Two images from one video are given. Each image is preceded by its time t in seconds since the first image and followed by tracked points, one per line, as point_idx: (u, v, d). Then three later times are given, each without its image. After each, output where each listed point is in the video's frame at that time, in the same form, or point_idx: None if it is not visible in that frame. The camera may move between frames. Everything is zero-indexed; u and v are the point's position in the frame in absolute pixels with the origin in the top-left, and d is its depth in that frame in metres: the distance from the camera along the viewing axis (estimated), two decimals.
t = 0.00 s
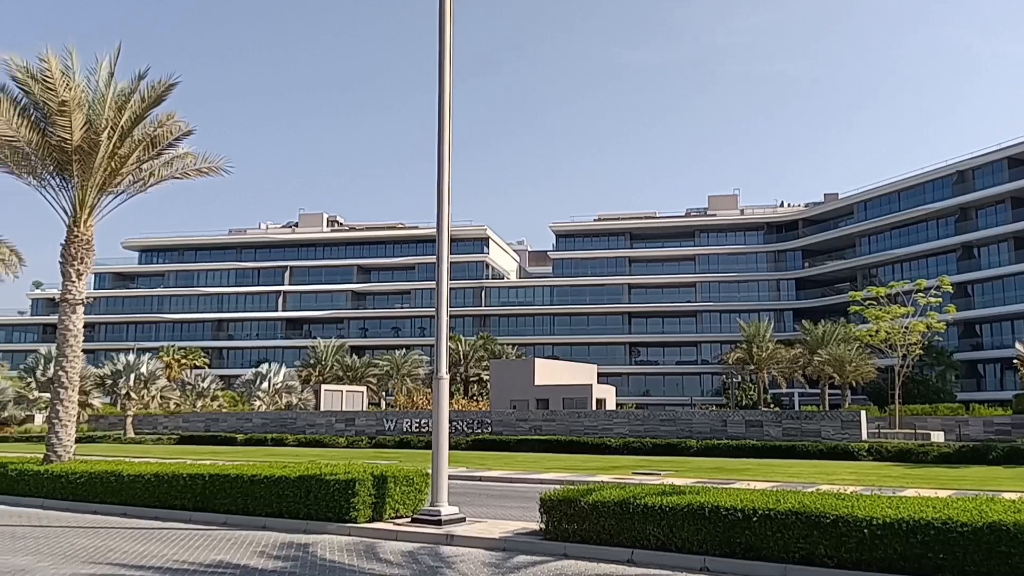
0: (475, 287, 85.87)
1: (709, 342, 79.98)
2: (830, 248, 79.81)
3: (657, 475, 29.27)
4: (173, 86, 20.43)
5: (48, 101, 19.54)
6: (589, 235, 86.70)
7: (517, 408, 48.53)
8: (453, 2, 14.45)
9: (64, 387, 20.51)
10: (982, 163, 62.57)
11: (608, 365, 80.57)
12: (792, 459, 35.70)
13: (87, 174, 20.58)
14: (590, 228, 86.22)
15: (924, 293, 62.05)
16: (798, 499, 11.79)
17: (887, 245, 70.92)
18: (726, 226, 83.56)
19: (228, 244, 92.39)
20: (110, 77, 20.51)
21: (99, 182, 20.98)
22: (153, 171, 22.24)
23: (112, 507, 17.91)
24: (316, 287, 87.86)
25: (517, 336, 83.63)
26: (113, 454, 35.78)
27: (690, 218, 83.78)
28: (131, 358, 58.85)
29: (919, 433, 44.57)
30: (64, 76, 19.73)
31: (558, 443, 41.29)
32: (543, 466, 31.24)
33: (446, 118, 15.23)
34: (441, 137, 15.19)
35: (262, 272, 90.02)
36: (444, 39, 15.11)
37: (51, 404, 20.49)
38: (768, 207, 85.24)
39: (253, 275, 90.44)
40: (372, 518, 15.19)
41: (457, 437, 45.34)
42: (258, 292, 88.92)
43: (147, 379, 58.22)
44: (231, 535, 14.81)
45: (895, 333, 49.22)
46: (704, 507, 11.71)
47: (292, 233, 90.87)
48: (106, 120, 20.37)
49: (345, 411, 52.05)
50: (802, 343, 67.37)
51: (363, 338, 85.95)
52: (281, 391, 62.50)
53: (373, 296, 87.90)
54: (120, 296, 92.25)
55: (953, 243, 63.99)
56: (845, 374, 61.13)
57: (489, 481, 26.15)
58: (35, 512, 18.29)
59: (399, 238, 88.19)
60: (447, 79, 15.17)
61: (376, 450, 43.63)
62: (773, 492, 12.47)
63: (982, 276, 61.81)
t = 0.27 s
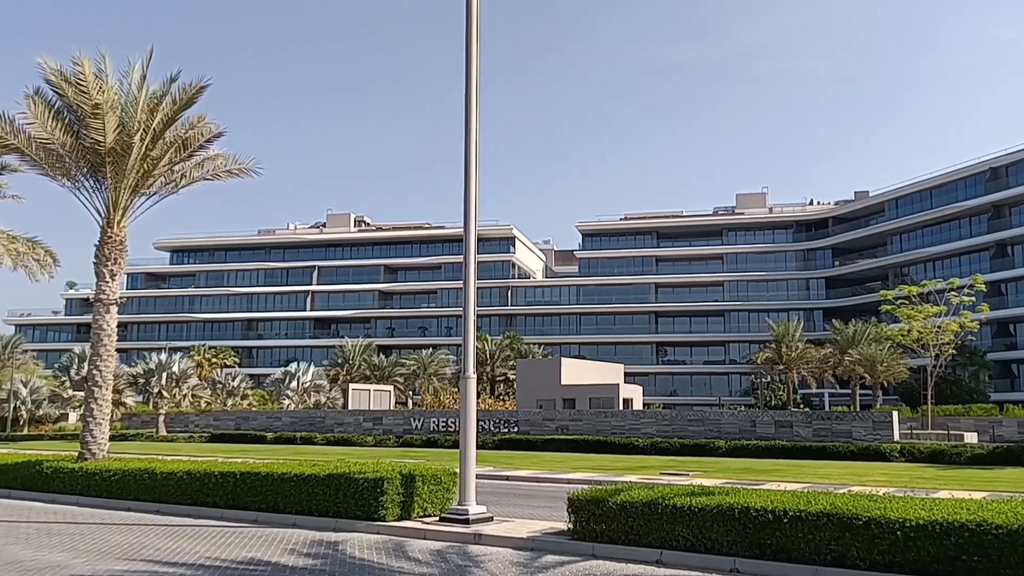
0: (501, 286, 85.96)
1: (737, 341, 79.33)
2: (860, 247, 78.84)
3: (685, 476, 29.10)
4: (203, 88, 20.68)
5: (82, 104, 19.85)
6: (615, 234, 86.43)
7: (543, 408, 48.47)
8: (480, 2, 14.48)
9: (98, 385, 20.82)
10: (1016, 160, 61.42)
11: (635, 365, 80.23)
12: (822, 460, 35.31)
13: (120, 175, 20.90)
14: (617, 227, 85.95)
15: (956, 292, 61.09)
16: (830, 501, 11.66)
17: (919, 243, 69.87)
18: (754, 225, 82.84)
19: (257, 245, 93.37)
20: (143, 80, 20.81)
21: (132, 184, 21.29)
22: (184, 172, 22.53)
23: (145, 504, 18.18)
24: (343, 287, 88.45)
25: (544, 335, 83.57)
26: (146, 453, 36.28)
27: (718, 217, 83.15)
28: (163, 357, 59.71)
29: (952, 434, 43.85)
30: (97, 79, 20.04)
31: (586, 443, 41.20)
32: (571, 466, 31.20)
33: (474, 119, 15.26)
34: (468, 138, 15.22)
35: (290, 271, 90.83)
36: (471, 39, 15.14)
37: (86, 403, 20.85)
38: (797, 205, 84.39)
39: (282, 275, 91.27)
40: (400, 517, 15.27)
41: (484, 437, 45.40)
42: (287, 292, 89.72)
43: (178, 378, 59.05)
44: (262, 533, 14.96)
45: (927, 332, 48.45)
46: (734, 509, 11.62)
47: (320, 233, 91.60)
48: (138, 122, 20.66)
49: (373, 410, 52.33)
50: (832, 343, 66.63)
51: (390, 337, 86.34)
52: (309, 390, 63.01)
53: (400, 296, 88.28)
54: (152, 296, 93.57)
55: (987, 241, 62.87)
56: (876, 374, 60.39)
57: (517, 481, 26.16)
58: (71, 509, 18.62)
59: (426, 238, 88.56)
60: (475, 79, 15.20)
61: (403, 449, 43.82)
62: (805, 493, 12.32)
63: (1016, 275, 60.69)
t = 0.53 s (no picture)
0: (530, 286, 85.95)
1: (769, 340, 78.51)
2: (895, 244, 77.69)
3: (717, 476, 28.89)
4: (236, 91, 20.92)
5: (118, 109, 20.19)
6: (645, 233, 86.05)
7: (573, 407, 48.35)
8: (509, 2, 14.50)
9: (134, 384, 21.15)
10: None
11: (665, 365, 79.76)
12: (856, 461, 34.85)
13: (155, 178, 21.23)
14: (646, 226, 85.55)
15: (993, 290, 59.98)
16: (865, 501, 11.51)
17: (954, 240, 68.65)
18: (786, 223, 81.98)
19: (289, 245, 94.34)
20: (177, 84, 21.11)
21: (167, 187, 21.62)
22: (218, 175, 22.84)
23: (181, 502, 18.45)
24: (373, 287, 89.02)
25: (573, 335, 83.40)
26: (181, 451, 36.81)
27: (749, 215, 82.38)
28: (197, 357, 60.61)
29: (990, 434, 43.03)
30: (133, 84, 20.38)
31: (616, 442, 41.05)
32: (601, 465, 31.12)
33: (503, 118, 15.28)
34: (498, 138, 15.25)
35: (321, 272, 91.63)
36: (500, 39, 15.16)
37: (123, 402, 21.20)
38: (829, 203, 83.40)
39: (313, 275, 92.09)
40: (431, 516, 15.33)
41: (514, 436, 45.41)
42: (318, 292, 90.52)
43: (212, 378, 59.91)
44: (295, 530, 15.11)
45: (963, 331, 47.59)
46: (768, 509, 11.52)
47: (350, 234, 92.31)
48: (173, 126, 20.97)
49: (404, 410, 52.57)
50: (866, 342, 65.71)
51: (420, 337, 86.67)
52: (340, 390, 63.49)
53: (430, 296, 88.61)
54: (185, 296, 94.89)
55: None
56: (911, 373, 59.51)
57: (547, 480, 26.14)
58: (109, 506, 18.96)
59: (455, 238, 88.87)
60: (504, 79, 15.22)
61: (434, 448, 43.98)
62: (839, 494, 12.18)
63: None
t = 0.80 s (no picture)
0: (561, 285, 85.84)
1: (803, 340, 77.52)
2: (932, 242, 76.40)
3: (751, 477, 28.63)
4: (270, 95, 21.15)
5: (154, 114, 20.53)
6: (676, 232, 85.57)
7: (604, 407, 48.18)
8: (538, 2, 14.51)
9: (172, 385, 21.47)
10: None
11: (697, 364, 79.12)
12: (893, 461, 34.33)
13: (191, 182, 21.57)
14: (678, 224, 85.03)
15: None
16: (904, 503, 11.33)
17: (993, 237, 67.29)
18: (819, 221, 80.98)
19: (321, 247, 95.25)
20: (212, 88, 21.42)
21: (203, 190, 21.94)
22: (252, 178, 23.14)
23: (218, 501, 18.71)
24: (404, 288, 89.47)
25: (604, 335, 83.12)
26: (218, 451, 37.30)
27: (782, 212, 81.48)
28: (233, 358, 61.49)
29: None
30: (169, 89, 20.70)
31: (648, 443, 40.86)
32: (633, 466, 31.01)
33: (533, 118, 15.28)
34: (528, 138, 15.25)
35: (353, 273, 92.36)
36: (529, 39, 15.16)
37: (161, 402, 21.56)
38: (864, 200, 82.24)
39: (344, 276, 92.88)
40: (464, 516, 15.38)
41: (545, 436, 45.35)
42: (350, 293, 91.24)
43: (247, 378, 60.78)
44: (329, 529, 15.23)
45: (1003, 329, 46.64)
46: (804, 511, 11.38)
47: (381, 235, 92.99)
48: (208, 130, 21.27)
49: (435, 410, 52.75)
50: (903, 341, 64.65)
51: (450, 337, 86.88)
52: (372, 390, 63.96)
53: (460, 296, 88.87)
54: (220, 298, 96.24)
55: None
56: (949, 373, 58.53)
57: (579, 481, 26.08)
58: (147, 505, 19.27)
59: (485, 238, 89.10)
60: (533, 79, 15.21)
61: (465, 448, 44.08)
62: (877, 495, 12.00)
63: None
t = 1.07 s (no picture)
0: (591, 285, 85.60)
1: (838, 339, 76.52)
2: (970, 238, 75.04)
3: (785, 477, 28.33)
4: (302, 98, 21.37)
5: (189, 118, 20.83)
6: (707, 231, 84.98)
7: (635, 407, 47.95)
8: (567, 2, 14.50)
9: (208, 386, 21.78)
10: None
11: (729, 364, 78.44)
12: (931, 461, 33.79)
13: (225, 185, 21.88)
14: (709, 223, 84.43)
15: None
16: (943, 503, 11.14)
17: None
18: (853, 218, 79.92)
19: (352, 248, 96.03)
20: (245, 93, 21.70)
21: (237, 194, 22.24)
22: (285, 181, 23.40)
23: (253, 500, 18.95)
24: (434, 288, 89.81)
25: (635, 334, 82.75)
26: (254, 451, 37.73)
27: (815, 210, 80.52)
28: (266, 359, 62.31)
29: None
30: (203, 94, 21.01)
31: (680, 443, 40.61)
32: (666, 466, 30.86)
33: (563, 117, 15.26)
34: (558, 139, 15.24)
35: (384, 274, 92.95)
36: (560, 39, 15.15)
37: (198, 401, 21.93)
38: (899, 196, 81.01)
39: (376, 277, 93.50)
40: (496, 516, 15.42)
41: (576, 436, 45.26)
42: (380, 294, 91.83)
43: (280, 379, 61.56)
44: (363, 529, 15.35)
45: None
46: (840, 512, 11.24)
47: (412, 236, 93.51)
48: (242, 134, 21.55)
49: (466, 410, 52.90)
50: (940, 339, 63.58)
51: (481, 337, 86.99)
52: (403, 390, 64.31)
53: (490, 296, 88.97)
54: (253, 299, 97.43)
55: None
56: (987, 371, 57.50)
57: (611, 481, 26.01)
58: (185, 504, 19.57)
59: (515, 238, 89.23)
60: (563, 79, 15.20)
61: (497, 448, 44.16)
62: (915, 496, 11.81)
63: None
